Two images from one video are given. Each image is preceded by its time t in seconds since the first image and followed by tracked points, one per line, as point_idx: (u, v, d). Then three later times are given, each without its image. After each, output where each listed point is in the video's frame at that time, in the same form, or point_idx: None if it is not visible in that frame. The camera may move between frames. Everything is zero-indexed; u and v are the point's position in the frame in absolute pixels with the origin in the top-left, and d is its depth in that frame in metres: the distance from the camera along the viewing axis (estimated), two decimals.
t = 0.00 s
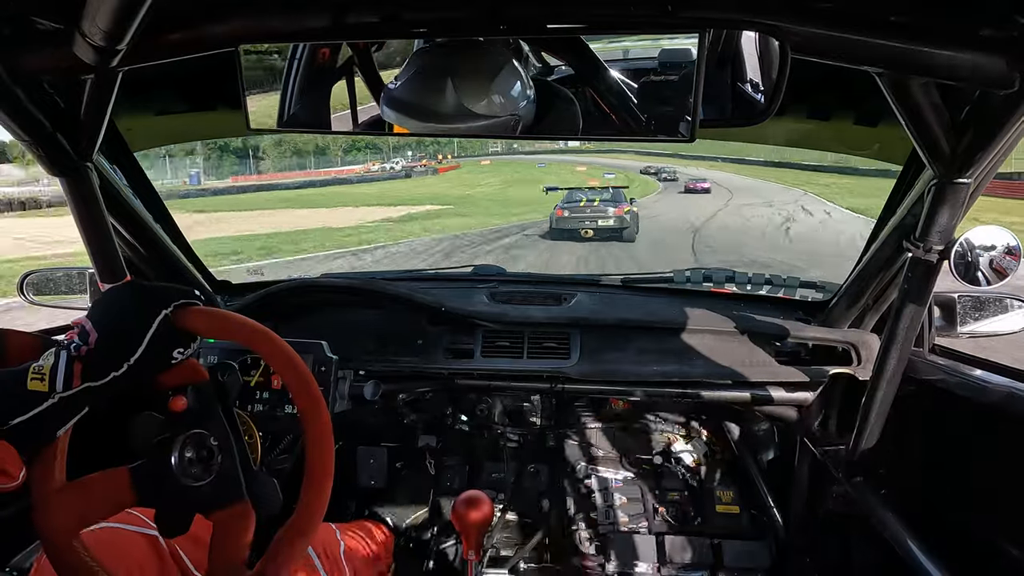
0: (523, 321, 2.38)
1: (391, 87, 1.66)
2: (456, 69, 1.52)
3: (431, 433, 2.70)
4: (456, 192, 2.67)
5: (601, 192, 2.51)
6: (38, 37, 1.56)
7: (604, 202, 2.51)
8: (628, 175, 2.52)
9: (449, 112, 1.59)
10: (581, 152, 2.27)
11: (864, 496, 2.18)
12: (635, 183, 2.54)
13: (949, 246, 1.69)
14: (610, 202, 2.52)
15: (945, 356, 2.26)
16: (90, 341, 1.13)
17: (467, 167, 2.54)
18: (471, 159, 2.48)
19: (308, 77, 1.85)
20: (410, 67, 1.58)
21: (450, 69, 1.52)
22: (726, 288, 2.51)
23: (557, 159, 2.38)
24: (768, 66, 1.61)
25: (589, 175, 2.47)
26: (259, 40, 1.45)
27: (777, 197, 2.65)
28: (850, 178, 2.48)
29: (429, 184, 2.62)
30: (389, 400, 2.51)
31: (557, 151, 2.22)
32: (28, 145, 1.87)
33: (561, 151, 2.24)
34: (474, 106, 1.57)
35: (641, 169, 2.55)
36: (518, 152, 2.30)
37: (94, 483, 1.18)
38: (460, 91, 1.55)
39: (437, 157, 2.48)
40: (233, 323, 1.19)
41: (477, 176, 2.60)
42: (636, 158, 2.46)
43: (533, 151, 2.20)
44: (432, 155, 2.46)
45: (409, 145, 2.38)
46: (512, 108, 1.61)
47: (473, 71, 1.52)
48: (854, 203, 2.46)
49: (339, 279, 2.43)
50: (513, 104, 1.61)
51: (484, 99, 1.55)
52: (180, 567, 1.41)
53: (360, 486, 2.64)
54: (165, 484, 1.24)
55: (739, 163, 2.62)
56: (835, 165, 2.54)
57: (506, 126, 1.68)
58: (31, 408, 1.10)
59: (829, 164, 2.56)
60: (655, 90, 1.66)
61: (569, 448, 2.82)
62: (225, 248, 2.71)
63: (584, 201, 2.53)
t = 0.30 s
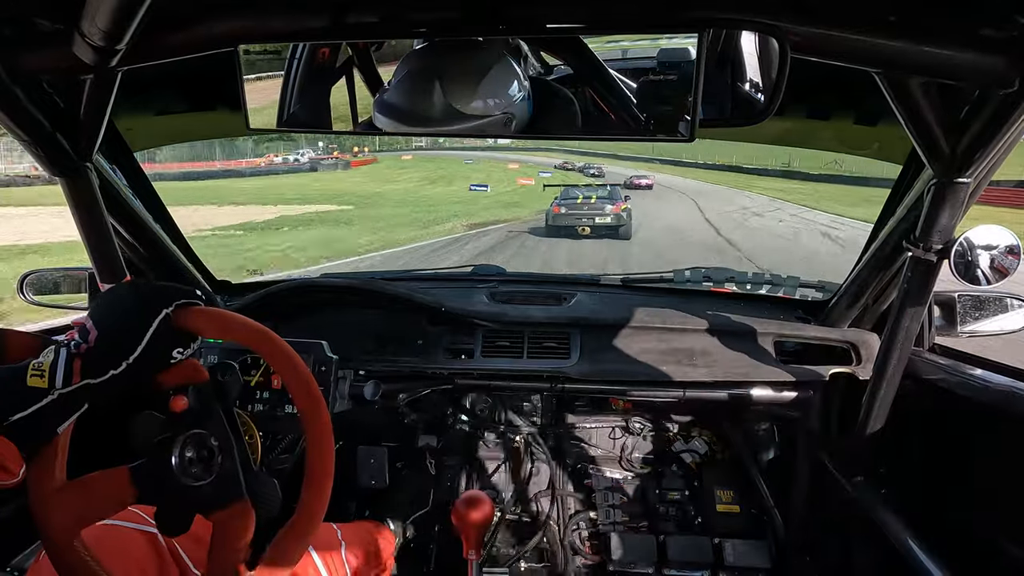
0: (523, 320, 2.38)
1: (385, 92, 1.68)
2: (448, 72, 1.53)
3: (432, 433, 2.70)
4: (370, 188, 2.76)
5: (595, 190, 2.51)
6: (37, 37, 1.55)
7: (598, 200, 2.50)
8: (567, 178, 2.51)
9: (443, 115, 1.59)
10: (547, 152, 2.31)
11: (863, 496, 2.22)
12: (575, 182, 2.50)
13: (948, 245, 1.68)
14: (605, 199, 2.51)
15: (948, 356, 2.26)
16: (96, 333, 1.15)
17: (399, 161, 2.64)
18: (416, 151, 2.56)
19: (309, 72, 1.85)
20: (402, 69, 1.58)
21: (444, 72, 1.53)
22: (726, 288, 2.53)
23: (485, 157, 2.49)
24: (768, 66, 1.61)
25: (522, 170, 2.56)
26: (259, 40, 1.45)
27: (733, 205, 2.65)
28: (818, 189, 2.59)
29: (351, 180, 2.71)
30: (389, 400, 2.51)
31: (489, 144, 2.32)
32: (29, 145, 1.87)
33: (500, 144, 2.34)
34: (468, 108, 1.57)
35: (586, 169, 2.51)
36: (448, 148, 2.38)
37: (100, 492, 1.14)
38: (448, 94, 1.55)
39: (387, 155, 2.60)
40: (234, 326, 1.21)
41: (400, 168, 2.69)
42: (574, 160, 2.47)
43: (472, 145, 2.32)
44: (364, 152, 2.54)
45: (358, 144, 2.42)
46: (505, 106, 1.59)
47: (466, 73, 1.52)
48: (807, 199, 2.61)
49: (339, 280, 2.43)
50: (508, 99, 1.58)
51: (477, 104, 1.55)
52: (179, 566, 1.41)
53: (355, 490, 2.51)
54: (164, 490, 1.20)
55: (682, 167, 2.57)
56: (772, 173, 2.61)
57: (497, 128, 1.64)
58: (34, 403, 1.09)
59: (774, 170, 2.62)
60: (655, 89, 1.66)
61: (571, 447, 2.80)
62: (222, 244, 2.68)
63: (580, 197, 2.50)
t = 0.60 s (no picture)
0: (523, 320, 2.38)
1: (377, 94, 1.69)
2: (437, 73, 1.54)
3: (432, 433, 2.72)
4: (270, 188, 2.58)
5: (592, 191, 2.38)
6: (37, 37, 1.55)
7: (593, 200, 2.41)
8: (503, 180, 2.41)
9: (435, 115, 1.58)
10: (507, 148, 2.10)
11: (862, 497, 2.21)
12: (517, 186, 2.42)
13: (949, 246, 1.68)
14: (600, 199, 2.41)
15: (949, 356, 2.26)
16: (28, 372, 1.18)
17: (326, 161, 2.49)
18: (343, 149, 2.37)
19: (309, 73, 1.85)
20: (397, 72, 1.62)
21: (436, 75, 1.55)
22: (725, 288, 2.57)
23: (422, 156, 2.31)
24: (769, 66, 1.62)
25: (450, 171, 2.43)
26: (259, 40, 1.45)
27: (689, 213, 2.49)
28: (755, 192, 2.48)
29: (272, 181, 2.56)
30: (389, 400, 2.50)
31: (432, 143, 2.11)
32: (28, 145, 1.87)
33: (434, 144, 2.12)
34: (461, 105, 1.56)
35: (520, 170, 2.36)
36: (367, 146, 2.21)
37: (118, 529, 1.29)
38: (438, 94, 1.56)
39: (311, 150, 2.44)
40: (151, 339, 1.25)
41: (306, 164, 2.53)
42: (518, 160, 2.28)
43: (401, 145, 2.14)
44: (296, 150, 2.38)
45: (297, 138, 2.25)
46: (497, 104, 1.56)
47: (452, 74, 1.54)
48: (785, 211, 2.48)
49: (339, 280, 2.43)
50: (502, 95, 1.56)
51: (472, 102, 1.55)
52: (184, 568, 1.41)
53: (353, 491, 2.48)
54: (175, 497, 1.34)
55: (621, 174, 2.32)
56: (720, 179, 2.43)
57: (485, 127, 1.61)
58: None
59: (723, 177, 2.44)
60: (655, 91, 1.65)
61: (569, 445, 2.82)
62: (223, 245, 2.70)
63: (575, 197, 2.40)
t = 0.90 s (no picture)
0: (522, 320, 2.37)
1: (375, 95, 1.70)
2: (433, 73, 1.56)
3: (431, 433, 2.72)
4: (221, 198, 2.57)
5: (601, 192, 2.33)
6: (37, 37, 1.54)
7: (604, 203, 2.37)
8: (453, 181, 2.39)
9: (434, 113, 1.60)
10: (464, 142, 2.04)
11: (862, 497, 2.21)
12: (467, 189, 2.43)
13: (949, 245, 1.68)
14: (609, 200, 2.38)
15: (949, 356, 2.26)
16: None
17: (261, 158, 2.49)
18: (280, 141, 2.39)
19: (309, 72, 1.85)
20: (394, 72, 1.63)
21: (434, 75, 1.56)
22: (725, 288, 2.58)
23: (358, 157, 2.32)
24: (770, 66, 1.62)
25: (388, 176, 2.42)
26: (259, 40, 1.44)
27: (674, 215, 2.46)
28: (751, 197, 2.46)
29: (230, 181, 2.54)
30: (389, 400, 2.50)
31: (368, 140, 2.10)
32: (28, 145, 1.86)
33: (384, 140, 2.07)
34: (462, 104, 1.57)
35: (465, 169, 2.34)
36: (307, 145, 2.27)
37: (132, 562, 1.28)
38: (433, 94, 1.58)
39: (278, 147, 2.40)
40: (97, 378, 1.30)
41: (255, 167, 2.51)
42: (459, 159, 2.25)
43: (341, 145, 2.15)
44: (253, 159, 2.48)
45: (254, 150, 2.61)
46: (492, 104, 1.57)
47: (450, 74, 1.55)
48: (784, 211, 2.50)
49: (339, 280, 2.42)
50: (502, 90, 1.58)
51: (474, 101, 1.57)
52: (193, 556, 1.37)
53: (350, 486, 2.51)
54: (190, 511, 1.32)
55: (586, 173, 2.30)
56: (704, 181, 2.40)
57: (482, 125, 1.61)
58: None
59: (700, 179, 2.39)
60: (654, 91, 1.65)
61: (568, 445, 2.82)
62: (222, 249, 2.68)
63: (585, 199, 2.36)
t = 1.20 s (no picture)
0: (522, 320, 2.38)
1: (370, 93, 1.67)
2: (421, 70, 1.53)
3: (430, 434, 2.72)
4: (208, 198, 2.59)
5: (600, 185, 2.36)
6: (36, 37, 1.54)
7: (605, 197, 2.40)
8: (414, 181, 2.50)
9: (423, 108, 1.57)
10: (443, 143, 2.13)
11: (862, 497, 2.21)
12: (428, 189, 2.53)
13: (949, 244, 1.68)
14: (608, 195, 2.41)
15: (950, 356, 2.25)
16: None
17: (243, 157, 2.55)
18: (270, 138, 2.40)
19: (310, 72, 1.85)
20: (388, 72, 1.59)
21: (427, 70, 1.52)
22: (725, 288, 2.58)
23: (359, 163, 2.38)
24: (770, 66, 1.62)
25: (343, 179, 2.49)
26: (260, 41, 1.44)
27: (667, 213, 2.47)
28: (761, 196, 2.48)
29: (210, 182, 2.61)
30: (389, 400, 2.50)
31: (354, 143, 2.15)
32: (27, 146, 1.86)
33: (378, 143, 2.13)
34: (451, 101, 1.54)
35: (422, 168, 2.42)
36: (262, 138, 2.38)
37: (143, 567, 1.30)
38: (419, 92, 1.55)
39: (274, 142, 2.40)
40: (90, 381, 1.27)
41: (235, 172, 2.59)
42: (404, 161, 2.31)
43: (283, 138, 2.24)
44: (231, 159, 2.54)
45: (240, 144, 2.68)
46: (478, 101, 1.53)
47: (436, 71, 1.51)
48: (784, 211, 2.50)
49: (339, 280, 2.42)
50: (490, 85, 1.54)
51: (461, 98, 1.54)
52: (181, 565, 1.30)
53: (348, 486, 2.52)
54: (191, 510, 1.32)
55: (586, 173, 2.32)
56: (701, 180, 2.43)
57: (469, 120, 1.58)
58: None
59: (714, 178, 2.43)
60: (654, 90, 1.66)
61: (568, 445, 2.81)
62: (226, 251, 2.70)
63: (585, 193, 2.39)
